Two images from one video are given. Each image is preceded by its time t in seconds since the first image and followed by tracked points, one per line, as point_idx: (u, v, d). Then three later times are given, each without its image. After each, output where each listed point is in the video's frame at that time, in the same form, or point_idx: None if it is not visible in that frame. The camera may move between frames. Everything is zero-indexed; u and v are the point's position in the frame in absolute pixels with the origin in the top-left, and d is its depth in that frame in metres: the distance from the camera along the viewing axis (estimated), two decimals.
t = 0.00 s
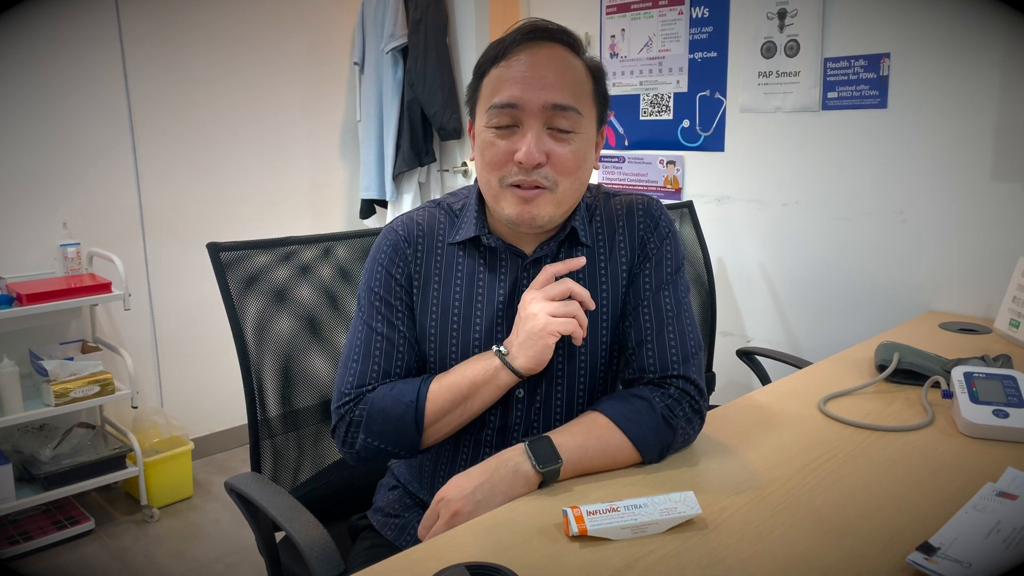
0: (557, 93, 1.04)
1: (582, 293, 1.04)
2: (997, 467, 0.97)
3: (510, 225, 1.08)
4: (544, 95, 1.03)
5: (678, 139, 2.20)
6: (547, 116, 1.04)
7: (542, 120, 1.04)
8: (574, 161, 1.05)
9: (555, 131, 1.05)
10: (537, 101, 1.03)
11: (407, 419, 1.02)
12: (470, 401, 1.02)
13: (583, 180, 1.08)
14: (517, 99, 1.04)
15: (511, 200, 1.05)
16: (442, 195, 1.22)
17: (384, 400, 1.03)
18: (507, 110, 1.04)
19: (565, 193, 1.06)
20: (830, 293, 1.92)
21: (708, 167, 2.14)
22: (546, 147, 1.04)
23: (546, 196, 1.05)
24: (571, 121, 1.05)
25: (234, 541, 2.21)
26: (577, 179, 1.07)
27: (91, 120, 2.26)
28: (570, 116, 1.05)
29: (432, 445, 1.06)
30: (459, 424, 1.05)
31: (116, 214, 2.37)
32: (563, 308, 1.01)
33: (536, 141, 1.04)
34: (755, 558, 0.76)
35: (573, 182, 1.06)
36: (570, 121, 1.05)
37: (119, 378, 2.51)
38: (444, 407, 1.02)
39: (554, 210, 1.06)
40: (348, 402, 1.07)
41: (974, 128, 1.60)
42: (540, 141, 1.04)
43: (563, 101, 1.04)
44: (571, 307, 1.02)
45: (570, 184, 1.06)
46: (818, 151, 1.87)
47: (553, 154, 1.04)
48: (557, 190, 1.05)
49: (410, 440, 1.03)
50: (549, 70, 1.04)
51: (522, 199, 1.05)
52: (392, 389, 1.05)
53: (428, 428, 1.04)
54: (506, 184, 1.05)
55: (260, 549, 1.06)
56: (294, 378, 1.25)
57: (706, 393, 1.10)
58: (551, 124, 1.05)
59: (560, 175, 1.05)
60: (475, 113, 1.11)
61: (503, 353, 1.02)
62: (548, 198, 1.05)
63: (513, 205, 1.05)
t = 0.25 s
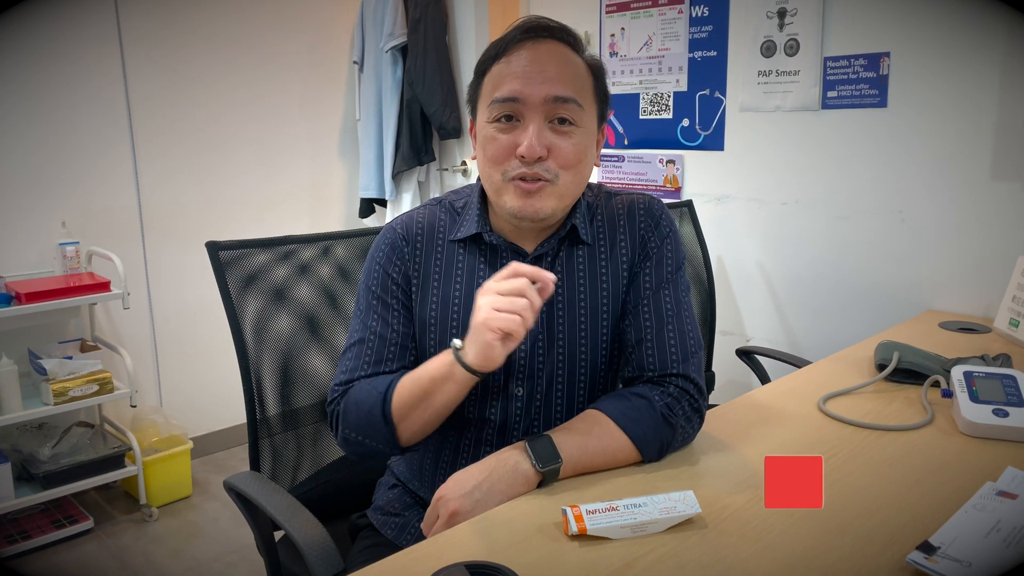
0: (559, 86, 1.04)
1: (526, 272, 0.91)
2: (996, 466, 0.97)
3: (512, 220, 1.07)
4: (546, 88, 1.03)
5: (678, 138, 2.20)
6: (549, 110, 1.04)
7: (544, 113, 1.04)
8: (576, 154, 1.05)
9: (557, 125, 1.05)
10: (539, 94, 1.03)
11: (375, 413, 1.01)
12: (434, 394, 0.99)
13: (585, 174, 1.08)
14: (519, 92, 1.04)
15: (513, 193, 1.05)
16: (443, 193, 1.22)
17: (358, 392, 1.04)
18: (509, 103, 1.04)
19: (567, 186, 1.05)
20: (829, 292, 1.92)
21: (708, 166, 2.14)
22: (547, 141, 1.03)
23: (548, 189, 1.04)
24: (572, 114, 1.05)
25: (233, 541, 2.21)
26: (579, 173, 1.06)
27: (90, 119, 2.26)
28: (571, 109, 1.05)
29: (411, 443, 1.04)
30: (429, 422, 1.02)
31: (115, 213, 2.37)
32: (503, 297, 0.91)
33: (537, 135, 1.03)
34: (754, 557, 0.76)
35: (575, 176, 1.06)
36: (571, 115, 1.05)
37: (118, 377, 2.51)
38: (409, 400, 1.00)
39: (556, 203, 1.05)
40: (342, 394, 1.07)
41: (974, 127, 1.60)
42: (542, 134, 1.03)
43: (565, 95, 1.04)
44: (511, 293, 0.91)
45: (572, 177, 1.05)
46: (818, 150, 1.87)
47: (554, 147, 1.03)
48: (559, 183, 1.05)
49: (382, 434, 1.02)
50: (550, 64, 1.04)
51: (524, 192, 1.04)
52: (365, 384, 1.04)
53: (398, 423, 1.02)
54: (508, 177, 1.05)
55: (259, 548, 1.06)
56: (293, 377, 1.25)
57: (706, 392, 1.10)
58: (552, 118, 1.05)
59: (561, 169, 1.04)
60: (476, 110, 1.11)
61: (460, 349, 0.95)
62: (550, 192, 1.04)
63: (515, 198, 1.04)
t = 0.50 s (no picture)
0: (558, 87, 1.04)
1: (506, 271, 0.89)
2: (997, 466, 0.97)
3: (510, 220, 1.07)
4: (545, 89, 1.03)
5: (678, 137, 2.20)
6: (548, 111, 1.04)
7: (543, 114, 1.04)
8: (574, 156, 1.05)
9: (556, 126, 1.05)
10: (538, 95, 1.03)
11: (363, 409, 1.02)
12: (411, 389, 0.99)
13: (583, 175, 1.07)
14: (518, 93, 1.03)
15: (510, 194, 1.04)
16: (443, 192, 1.22)
17: (348, 389, 1.05)
18: (508, 104, 1.04)
19: (566, 188, 1.05)
20: (829, 291, 1.92)
21: (708, 166, 2.14)
22: (546, 142, 1.03)
23: (546, 190, 1.04)
24: (572, 115, 1.05)
25: (233, 540, 2.21)
26: (578, 174, 1.06)
27: (89, 118, 2.26)
28: (570, 110, 1.05)
29: (400, 440, 1.04)
30: (409, 419, 1.02)
31: (114, 212, 2.37)
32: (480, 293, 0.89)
33: (536, 136, 1.03)
34: (755, 557, 0.76)
35: (573, 177, 1.05)
36: (571, 116, 1.05)
37: (118, 376, 2.51)
38: (389, 396, 1.00)
39: (554, 204, 1.05)
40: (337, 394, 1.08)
41: (974, 126, 1.60)
42: (540, 135, 1.03)
43: (564, 96, 1.04)
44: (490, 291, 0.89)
45: (571, 179, 1.05)
46: (818, 149, 1.86)
47: (553, 148, 1.03)
48: (558, 184, 1.04)
49: (371, 432, 1.03)
50: (549, 64, 1.04)
51: (522, 193, 1.04)
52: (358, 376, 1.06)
53: (383, 418, 1.02)
54: (506, 178, 1.05)
55: (259, 547, 1.06)
56: (292, 376, 1.25)
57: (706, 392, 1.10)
58: (551, 119, 1.05)
59: (560, 170, 1.04)
60: (476, 110, 1.11)
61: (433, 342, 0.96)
62: (549, 192, 1.04)
63: (512, 198, 1.04)
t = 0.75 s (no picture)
0: (559, 96, 1.04)
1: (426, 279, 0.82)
2: (997, 466, 0.97)
3: (508, 226, 1.09)
4: (546, 98, 1.03)
5: (678, 137, 2.20)
6: (548, 120, 1.04)
7: (543, 123, 1.04)
8: (574, 166, 1.06)
9: (556, 134, 1.06)
10: (539, 103, 1.03)
11: (338, 412, 1.02)
12: (377, 394, 0.97)
13: (581, 183, 1.09)
14: (518, 101, 1.03)
15: (509, 202, 1.05)
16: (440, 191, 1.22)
17: (330, 392, 1.06)
18: (507, 111, 1.04)
19: (565, 196, 1.07)
20: (829, 291, 1.92)
21: (708, 165, 2.14)
22: (546, 151, 1.04)
23: (546, 199, 1.05)
24: (572, 124, 1.05)
25: (233, 539, 2.21)
26: (577, 182, 1.07)
27: (90, 117, 2.26)
28: (571, 120, 1.05)
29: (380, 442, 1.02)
30: (382, 424, 1.00)
31: (115, 211, 2.37)
32: (407, 308, 0.82)
33: (536, 145, 1.03)
34: (754, 557, 0.76)
35: (573, 186, 1.07)
36: (571, 125, 1.05)
37: (118, 376, 2.51)
38: (359, 400, 0.99)
39: (553, 213, 1.06)
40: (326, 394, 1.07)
41: (974, 126, 1.60)
42: (541, 145, 1.04)
43: (565, 105, 1.04)
44: (415, 303, 0.82)
45: (570, 188, 1.07)
46: (818, 149, 1.86)
47: (554, 158, 1.04)
48: (557, 193, 1.06)
49: (349, 434, 1.02)
50: (551, 71, 1.04)
51: (522, 202, 1.05)
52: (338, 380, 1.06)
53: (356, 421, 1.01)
54: (505, 186, 1.06)
55: (259, 547, 1.06)
56: (292, 375, 1.25)
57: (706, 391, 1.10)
58: (551, 128, 1.05)
59: (560, 178, 1.05)
60: (474, 113, 1.11)
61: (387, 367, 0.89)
62: (548, 202, 1.06)
63: (512, 207, 1.05)
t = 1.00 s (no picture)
0: (554, 102, 1.03)
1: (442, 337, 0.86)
2: (997, 466, 0.97)
3: (504, 231, 1.10)
4: (540, 104, 1.03)
5: (678, 137, 2.20)
6: (542, 126, 1.04)
7: (538, 129, 1.05)
8: (569, 172, 1.06)
9: (551, 139, 1.06)
10: (533, 110, 1.03)
11: (342, 423, 1.03)
12: (386, 419, 0.98)
13: (577, 188, 1.09)
14: (512, 107, 1.03)
15: (504, 208, 1.06)
16: (434, 194, 1.22)
17: (335, 405, 1.07)
18: (501, 117, 1.04)
19: (560, 201, 1.07)
20: (829, 291, 1.92)
21: (708, 166, 2.14)
22: (541, 157, 1.04)
23: (540, 205, 1.06)
24: (567, 129, 1.05)
25: (233, 539, 2.21)
26: (572, 187, 1.08)
27: (89, 117, 2.26)
28: (565, 125, 1.05)
29: (387, 455, 1.03)
30: (390, 443, 1.01)
31: (115, 211, 2.37)
32: (418, 353, 0.87)
33: (531, 152, 1.04)
34: (754, 557, 0.76)
35: (568, 191, 1.07)
36: (566, 130, 1.05)
37: (118, 376, 2.51)
38: (367, 420, 1.00)
39: (548, 218, 1.07)
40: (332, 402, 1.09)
41: (974, 127, 1.60)
42: (535, 151, 1.04)
43: (559, 111, 1.04)
44: (427, 350, 0.87)
45: (565, 194, 1.07)
46: (819, 149, 1.86)
47: (548, 164, 1.04)
48: (552, 199, 1.06)
49: (354, 446, 1.03)
50: (546, 77, 1.03)
51: (517, 208, 1.06)
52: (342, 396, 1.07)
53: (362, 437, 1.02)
54: (500, 191, 1.06)
55: (259, 547, 1.06)
56: (293, 376, 1.25)
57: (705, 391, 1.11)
58: (546, 133, 1.05)
59: (555, 184, 1.05)
60: (469, 116, 1.11)
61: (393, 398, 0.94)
62: (542, 207, 1.06)
63: (506, 213, 1.06)
